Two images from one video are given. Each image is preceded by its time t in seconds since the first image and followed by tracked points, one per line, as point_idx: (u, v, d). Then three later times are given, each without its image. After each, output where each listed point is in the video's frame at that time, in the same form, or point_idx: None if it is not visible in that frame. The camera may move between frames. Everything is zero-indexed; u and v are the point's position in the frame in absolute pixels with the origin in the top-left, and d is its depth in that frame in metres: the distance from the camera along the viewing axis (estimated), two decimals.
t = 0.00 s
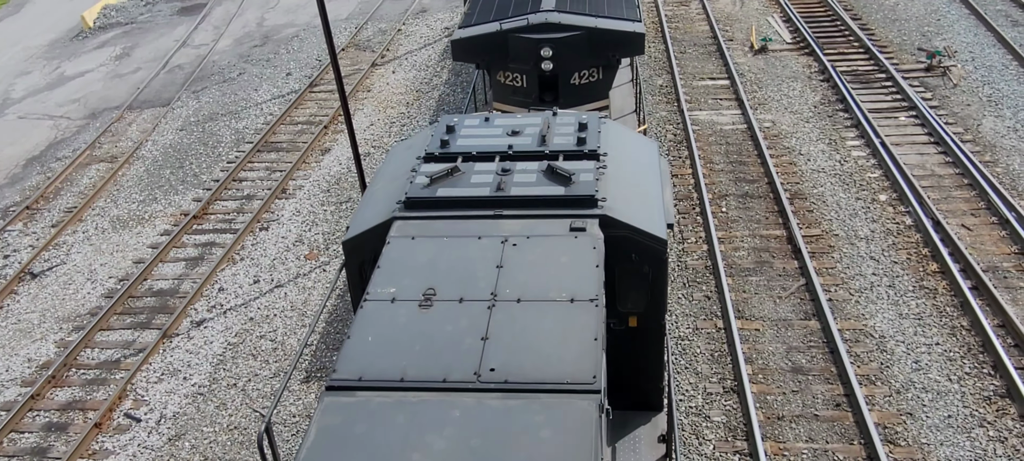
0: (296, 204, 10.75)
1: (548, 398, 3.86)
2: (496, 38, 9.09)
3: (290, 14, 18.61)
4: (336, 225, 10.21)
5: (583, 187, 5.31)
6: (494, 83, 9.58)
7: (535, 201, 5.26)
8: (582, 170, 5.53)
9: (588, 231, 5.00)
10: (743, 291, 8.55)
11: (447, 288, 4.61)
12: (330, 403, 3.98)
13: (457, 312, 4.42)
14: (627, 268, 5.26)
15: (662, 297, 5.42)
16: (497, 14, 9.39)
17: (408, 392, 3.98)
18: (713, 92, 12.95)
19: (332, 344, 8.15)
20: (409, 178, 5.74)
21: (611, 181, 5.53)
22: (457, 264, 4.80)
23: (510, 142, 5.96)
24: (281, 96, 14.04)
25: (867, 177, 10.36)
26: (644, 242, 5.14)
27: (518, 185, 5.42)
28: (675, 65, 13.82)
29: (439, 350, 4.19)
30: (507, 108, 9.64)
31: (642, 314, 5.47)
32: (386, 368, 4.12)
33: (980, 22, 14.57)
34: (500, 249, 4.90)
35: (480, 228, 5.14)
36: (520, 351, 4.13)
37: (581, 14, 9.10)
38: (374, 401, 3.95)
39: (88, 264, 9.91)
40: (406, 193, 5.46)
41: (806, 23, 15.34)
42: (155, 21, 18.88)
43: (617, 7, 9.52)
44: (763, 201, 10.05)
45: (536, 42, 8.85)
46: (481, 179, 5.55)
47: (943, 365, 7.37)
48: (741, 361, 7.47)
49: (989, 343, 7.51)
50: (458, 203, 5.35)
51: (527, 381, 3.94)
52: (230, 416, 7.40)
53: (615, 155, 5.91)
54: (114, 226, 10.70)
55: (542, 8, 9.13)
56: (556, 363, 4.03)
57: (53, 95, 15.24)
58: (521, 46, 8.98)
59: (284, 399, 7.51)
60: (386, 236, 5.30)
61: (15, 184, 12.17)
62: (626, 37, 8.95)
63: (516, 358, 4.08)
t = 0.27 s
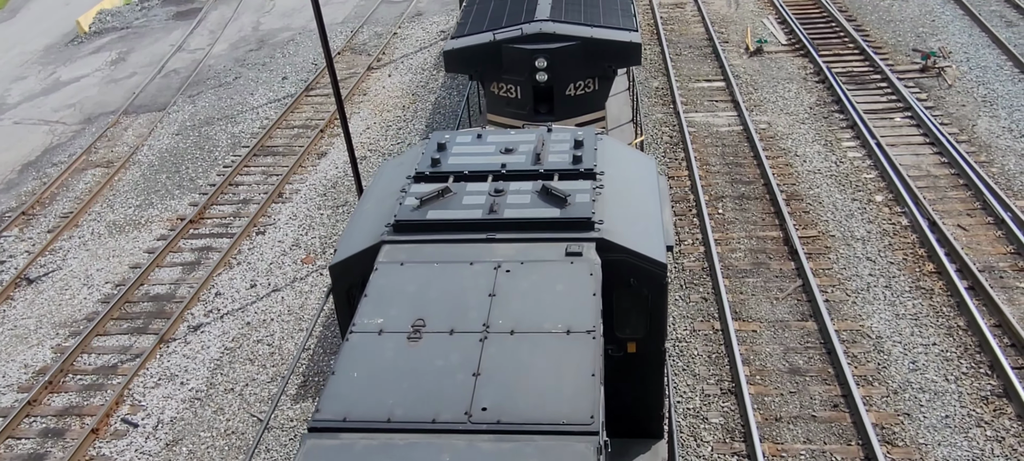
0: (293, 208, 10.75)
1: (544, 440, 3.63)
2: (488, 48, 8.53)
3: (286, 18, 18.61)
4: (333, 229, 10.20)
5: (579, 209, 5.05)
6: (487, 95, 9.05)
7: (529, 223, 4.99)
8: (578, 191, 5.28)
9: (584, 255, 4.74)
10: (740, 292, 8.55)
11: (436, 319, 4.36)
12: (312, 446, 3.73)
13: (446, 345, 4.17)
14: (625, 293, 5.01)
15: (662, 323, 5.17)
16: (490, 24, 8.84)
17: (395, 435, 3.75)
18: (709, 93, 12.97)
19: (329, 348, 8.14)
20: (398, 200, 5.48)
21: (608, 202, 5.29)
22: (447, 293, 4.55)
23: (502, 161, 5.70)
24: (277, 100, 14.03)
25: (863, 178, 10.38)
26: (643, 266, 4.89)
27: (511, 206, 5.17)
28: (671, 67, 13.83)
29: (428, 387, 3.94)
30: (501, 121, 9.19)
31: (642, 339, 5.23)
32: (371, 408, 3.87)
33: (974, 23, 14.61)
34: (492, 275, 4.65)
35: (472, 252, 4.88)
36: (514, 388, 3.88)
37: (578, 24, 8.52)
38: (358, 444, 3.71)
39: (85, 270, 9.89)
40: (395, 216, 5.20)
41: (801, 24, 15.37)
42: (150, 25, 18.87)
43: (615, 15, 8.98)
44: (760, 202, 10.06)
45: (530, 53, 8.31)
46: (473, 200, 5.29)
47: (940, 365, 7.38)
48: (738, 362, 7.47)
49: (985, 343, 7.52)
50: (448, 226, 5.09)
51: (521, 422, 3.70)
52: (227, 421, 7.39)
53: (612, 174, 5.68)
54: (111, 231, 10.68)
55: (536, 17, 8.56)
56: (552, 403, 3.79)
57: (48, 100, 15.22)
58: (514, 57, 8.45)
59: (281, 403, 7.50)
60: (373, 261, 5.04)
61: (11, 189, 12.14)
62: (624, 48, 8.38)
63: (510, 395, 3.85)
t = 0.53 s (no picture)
0: (290, 212, 10.74)
1: None
2: (482, 60, 8.31)
3: (283, 22, 18.61)
4: (331, 233, 10.20)
5: (576, 232, 4.98)
6: (482, 107, 8.82)
7: (525, 247, 4.92)
8: (576, 213, 5.21)
9: (581, 281, 4.66)
10: (738, 294, 8.56)
11: (427, 352, 4.26)
12: None
13: (438, 381, 4.08)
14: (624, 319, 4.89)
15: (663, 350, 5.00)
16: (485, 34, 8.63)
17: None
18: (706, 96, 12.98)
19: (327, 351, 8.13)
20: (389, 221, 5.37)
21: (607, 224, 5.20)
22: (438, 323, 4.45)
23: (497, 182, 5.61)
24: (274, 104, 14.03)
25: (860, 180, 10.40)
26: (643, 292, 4.79)
27: (506, 229, 5.08)
28: (668, 70, 13.85)
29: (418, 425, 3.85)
30: (496, 134, 8.95)
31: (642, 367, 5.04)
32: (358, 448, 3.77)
33: (971, 25, 14.64)
34: (485, 305, 4.55)
35: (464, 278, 4.79)
36: (507, 426, 3.81)
37: (574, 34, 8.33)
38: None
39: (82, 274, 9.88)
40: (385, 238, 5.09)
41: (797, 27, 15.39)
42: (147, 30, 18.87)
43: (612, 25, 8.79)
44: (757, 205, 10.08)
45: (525, 64, 8.09)
46: (466, 222, 5.20)
47: (937, 366, 7.39)
48: (736, 364, 7.47)
49: (983, 345, 7.53)
50: (441, 250, 4.98)
51: None
52: (225, 425, 7.38)
53: (610, 195, 5.60)
54: (108, 236, 10.67)
55: (532, 28, 8.36)
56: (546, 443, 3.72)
57: (45, 105, 15.21)
58: (509, 69, 8.22)
59: (279, 407, 7.50)
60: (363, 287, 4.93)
61: (8, 194, 12.13)
62: (622, 58, 8.16)
63: (503, 434, 3.77)
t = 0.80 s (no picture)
0: (290, 216, 10.75)
1: None
2: (480, 73, 8.11)
3: (283, 27, 18.64)
4: (330, 237, 10.20)
5: (575, 258, 4.79)
6: (479, 119, 8.66)
7: (523, 274, 4.73)
8: (575, 238, 5.01)
9: (581, 311, 4.47)
10: (738, 298, 8.56)
11: (419, 388, 4.06)
12: None
13: (430, 420, 3.89)
14: (626, 349, 4.71)
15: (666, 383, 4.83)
16: (482, 46, 8.44)
17: None
18: (705, 100, 13.00)
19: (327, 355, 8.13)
20: (381, 245, 5.17)
21: (607, 248, 5.00)
22: (431, 356, 4.25)
23: (493, 202, 5.40)
24: (274, 108, 14.05)
25: (859, 183, 10.41)
26: (646, 322, 4.59)
27: (502, 255, 4.89)
28: (667, 74, 13.86)
29: None
30: (494, 147, 8.82)
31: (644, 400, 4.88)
32: None
33: (969, 29, 14.66)
34: (481, 336, 4.36)
35: (459, 308, 4.60)
36: None
37: (573, 45, 8.14)
38: None
39: (82, 279, 9.88)
40: (377, 265, 4.90)
41: (797, 31, 15.41)
42: (147, 34, 18.89)
43: (611, 36, 8.59)
44: (757, 208, 10.08)
45: (523, 77, 7.91)
46: (461, 247, 5.00)
47: (937, 370, 7.39)
48: (736, 368, 7.47)
49: (983, 348, 7.53)
50: (435, 277, 4.80)
51: None
52: (225, 430, 7.37)
53: (612, 215, 5.39)
54: (108, 240, 10.67)
55: (530, 39, 8.17)
56: None
57: (45, 109, 15.22)
58: (506, 82, 8.04)
59: (278, 411, 7.50)
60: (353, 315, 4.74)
61: (7, 198, 12.13)
62: (622, 71, 8.01)
63: None
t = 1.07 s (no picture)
0: (290, 218, 10.75)
1: None
2: (476, 85, 7.85)
3: (283, 29, 18.65)
4: (330, 239, 10.20)
5: (573, 285, 4.74)
6: (476, 131, 8.41)
7: (518, 301, 4.67)
8: (573, 262, 4.97)
9: (578, 341, 4.43)
10: (738, 301, 8.56)
11: (407, 424, 4.01)
12: None
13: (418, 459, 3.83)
14: (626, 378, 4.66)
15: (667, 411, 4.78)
16: (479, 56, 8.16)
17: None
18: (705, 103, 13.01)
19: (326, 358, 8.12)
20: (373, 269, 5.12)
21: (607, 273, 4.97)
22: (422, 390, 4.19)
23: (488, 223, 5.34)
24: (274, 111, 14.05)
25: (859, 186, 10.41)
26: (645, 351, 4.55)
27: (497, 280, 4.84)
28: (667, 77, 13.88)
29: None
30: (491, 159, 8.55)
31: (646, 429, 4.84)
32: None
33: (969, 32, 14.67)
34: (474, 368, 4.30)
35: (452, 337, 4.54)
36: None
37: (572, 54, 7.86)
38: None
39: (81, 281, 9.87)
40: (367, 291, 4.83)
41: (796, 34, 15.43)
42: (148, 37, 18.90)
43: (612, 45, 8.29)
44: (757, 211, 10.09)
45: (521, 88, 7.65)
46: (455, 271, 4.96)
47: (937, 373, 7.39)
48: (736, 371, 7.47)
49: (983, 351, 7.53)
50: (429, 304, 4.74)
51: None
52: (224, 432, 7.36)
53: (612, 238, 5.36)
54: (108, 242, 10.67)
55: (528, 49, 7.89)
56: None
57: (45, 112, 15.23)
58: (504, 93, 7.78)
59: (278, 414, 7.49)
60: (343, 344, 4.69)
61: (7, 201, 12.13)
62: (623, 82, 7.74)
63: None
